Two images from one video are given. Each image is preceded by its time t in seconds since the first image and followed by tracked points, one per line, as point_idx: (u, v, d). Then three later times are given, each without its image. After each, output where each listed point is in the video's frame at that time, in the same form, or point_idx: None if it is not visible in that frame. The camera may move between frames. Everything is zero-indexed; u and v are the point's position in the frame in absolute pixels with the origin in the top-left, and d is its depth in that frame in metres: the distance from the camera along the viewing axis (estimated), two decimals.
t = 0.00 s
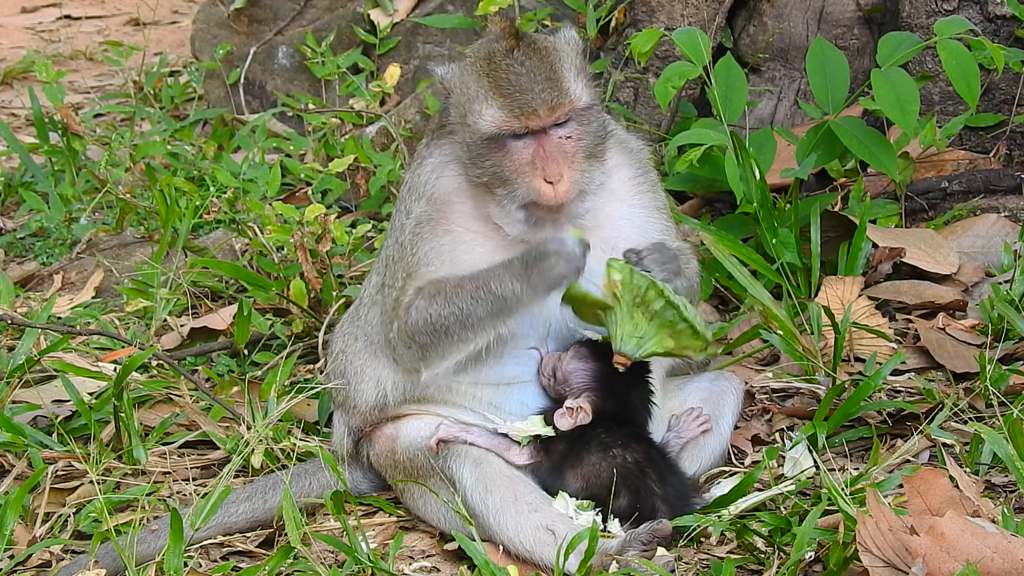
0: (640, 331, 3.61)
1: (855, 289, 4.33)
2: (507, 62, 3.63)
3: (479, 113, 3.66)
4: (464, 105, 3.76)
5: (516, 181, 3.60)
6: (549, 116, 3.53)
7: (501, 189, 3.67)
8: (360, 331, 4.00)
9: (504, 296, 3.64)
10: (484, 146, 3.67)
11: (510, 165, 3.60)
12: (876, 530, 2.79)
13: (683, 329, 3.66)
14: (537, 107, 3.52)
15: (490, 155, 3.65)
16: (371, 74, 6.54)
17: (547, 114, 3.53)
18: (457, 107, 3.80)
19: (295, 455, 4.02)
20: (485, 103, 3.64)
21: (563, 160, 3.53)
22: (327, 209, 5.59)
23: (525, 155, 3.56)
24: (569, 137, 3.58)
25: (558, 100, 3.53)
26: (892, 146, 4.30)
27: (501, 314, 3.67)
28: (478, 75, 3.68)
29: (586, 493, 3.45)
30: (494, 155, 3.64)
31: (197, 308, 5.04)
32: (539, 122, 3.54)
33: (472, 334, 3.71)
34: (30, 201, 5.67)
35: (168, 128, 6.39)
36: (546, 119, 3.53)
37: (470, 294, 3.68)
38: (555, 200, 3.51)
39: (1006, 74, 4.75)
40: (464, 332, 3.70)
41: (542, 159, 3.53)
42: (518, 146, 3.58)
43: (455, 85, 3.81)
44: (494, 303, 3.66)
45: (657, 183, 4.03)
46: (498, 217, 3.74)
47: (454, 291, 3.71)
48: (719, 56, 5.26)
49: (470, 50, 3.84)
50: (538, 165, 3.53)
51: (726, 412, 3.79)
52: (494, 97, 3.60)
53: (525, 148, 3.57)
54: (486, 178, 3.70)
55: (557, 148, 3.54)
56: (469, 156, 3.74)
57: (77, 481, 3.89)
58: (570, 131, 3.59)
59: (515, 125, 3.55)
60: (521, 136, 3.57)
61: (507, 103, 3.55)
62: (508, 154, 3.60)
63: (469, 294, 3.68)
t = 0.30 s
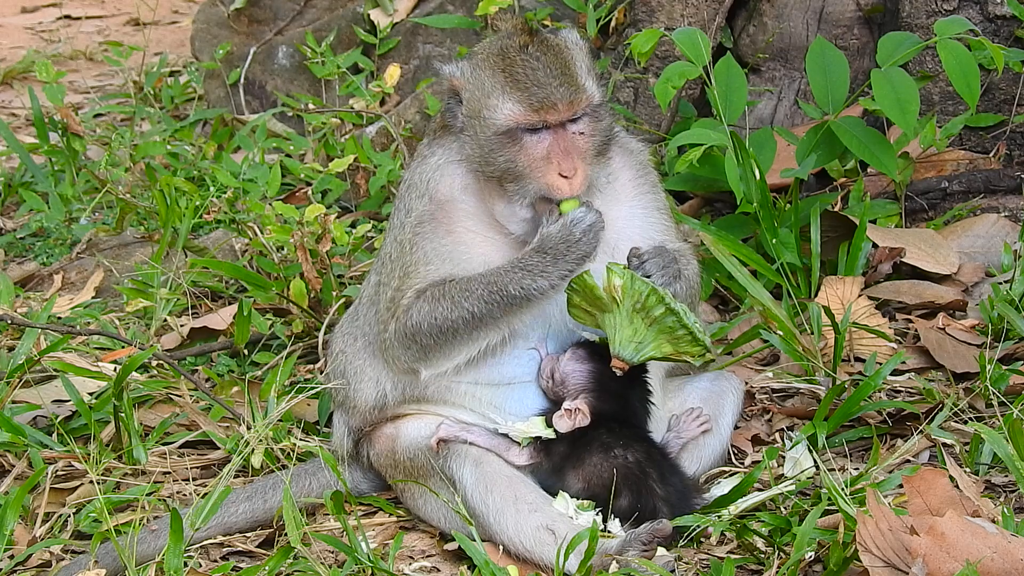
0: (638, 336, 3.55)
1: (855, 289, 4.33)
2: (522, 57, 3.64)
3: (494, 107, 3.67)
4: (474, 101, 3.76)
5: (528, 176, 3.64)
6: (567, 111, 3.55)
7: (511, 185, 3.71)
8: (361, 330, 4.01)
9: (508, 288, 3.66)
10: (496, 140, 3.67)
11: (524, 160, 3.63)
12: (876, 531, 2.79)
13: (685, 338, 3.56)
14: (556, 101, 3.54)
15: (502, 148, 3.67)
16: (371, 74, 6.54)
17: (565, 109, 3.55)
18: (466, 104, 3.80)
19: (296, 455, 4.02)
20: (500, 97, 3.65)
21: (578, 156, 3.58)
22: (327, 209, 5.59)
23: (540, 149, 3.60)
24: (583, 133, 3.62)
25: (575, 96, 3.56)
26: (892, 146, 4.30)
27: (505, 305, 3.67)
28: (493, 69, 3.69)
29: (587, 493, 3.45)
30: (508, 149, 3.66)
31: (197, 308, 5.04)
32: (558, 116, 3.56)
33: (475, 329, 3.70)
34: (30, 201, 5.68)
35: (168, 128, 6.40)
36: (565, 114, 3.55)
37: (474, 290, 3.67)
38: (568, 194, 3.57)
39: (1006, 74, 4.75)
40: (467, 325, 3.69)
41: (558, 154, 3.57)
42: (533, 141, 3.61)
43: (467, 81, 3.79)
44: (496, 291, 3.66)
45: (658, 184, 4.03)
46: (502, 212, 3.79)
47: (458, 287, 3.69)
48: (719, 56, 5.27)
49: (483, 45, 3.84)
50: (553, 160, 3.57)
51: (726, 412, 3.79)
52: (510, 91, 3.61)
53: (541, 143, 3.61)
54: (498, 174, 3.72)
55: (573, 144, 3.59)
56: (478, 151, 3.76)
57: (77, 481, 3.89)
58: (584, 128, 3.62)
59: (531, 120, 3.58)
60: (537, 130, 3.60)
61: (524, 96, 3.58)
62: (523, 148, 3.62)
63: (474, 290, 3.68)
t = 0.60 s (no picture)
0: (646, 346, 3.61)
1: (855, 289, 4.33)
2: (525, 59, 3.64)
3: (495, 107, 3.68)
4: (475, 100, 3.76)
5: (525, 178, 3.63)
6: (567, 115, 3.55)
7: (509, 185, 3.70)
8: (361, 330, 4.00)
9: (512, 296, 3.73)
10: (496, 140, 3.68)
11: (521, 161, 3.63)
12: (876, 531, 2.79)
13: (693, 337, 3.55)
14: (556, 105, 3.53)
15: (502, 149, 3.67)
16: (371, 74, 6.54)
17: (565, 113, 3.54)
18: (467, 102, 3.80)
19: (296, 455, 4.02)
20: (501, 98, 3.65)
21: (576, 162, 3.57)
22: (327, 210, 5.59)
23: (539, 152, 3.59)
24: (582, 138, 3.60)
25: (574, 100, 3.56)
26: (892, 146, 4.30)
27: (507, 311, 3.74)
28: (495, 70, 3.69)
29: (589, 494, 3.47)
30: (507, 149, 3.66)
31: (197, 308, 5.04)
32: (558, 119, 3.55)
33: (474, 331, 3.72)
34: (30, 201, 5.68)
35: (168, 128, 6.39)
36: (564, 118, 3.55)
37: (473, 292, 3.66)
38: (564, 200, 3.50)
39: (1006, 74, 4.75)
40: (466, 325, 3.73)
41: (556, 157, 3.55)
42: (531, 143, 3.60)
43: (469, 79, 3.80)
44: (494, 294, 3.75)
45: (659, 185, 4.02)
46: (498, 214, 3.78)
47: (465, 296, 3.75)
48: (719, 56, 5.27)
49: (486, 44, 3.83)
50: (551, 163, 3.56)
51: (727, 411, 3.78)
52: (511, 92, 3.61)
53: (539, 146, 3.60)
54: (497, 174, 3.72)
55: (571, 148, 3.58)
56: (478, 150, 3.75)
57: (77, 481, 3.89)
58: (583, 133, 3.61)
59: (531, 122, 3.58)
60: (536, 133, 3.60)
61: (526, 98, 3.57)
62: (521, 149, 3.62)
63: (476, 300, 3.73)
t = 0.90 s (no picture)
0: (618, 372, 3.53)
1: (855, 289, 4.33)
2: (516, 54, 3.64)
3: (485, 100, 3.68)
4: (470, 97, 3.77)
5: (512, 171, 3.62)
6: (555, 111, 3.55)
7: (499, 181, 3.68)
8: (362, 332, 4.01)
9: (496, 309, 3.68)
10: (485, 133, 3.68)
11: (509, 154, 3.62)
12: (877, 530, 2.79)
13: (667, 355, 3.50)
14: (544, 100, 3.54)
15: (493, 144, 3.66)
16: (371, 74, 6.54)
17: (553, 109, 3.55)
18: (462, 96, 3.81)
19: (296, 455, 4.02)
20: (491, 91, 3.65)
21: (564, 159, 3.55)
22: (327, 210, 5.59)
23: (527, 147, 3.58)
24: (571, 136, 3.61)
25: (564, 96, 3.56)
26: (892, 147, 4.30)
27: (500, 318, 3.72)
28: (487, 64, 3.69)
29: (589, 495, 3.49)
30: (496, 142, 3.65)
31: (197, 308, 5.04)
32: (546, 114, 3.56)
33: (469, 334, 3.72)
34: (30, 201, 5.68)
35: (168, 128, 6.39)
36: (553, 113, 3.55)
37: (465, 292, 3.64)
38: (549, 195, 3.49)
39: (1006, 74, 4.75)
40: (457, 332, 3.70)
41: (542, 154, 3.55)
42: (521, 138, 3.60)
43: (463, 73, 3.82)
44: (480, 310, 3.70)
45: (658, 185, 4.01)
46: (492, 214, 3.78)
47: (462, 302, 3.74)
48: (719, 56, 5.27)
49: (482, 40, 3.83)
50: (538, 159, 3.55)
51: (726, 411, 3.75)
52: (501, 85, 3.61)
53: (528, 140, 3.59)
54: (485, 168, 3.71)
55: (560, 145, 3.57)
56: (470, 144, 3.76)
57: (77, 481, 3.89)
58: (573, 130, 3.61)
59: (520, 116, 3.58)
60: (524, 127, 3.60)
61: (514, 92, 3.57)
62: (510, 144, 3.61)
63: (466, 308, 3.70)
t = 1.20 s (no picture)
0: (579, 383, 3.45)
1: (855, 289, 4.33)
2: (508, 49, 3.64)
3: (475, 95, 3.70)
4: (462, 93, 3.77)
5: (502, 167, 3.63)
6: (545, 108, 3.56)
7: (489, 176, 3.69)
8: (360, 331, 4.02)
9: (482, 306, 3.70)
10: (475, 128, 3.70)
11: (499, 150, 3.64)
12: (876, 531, 2.79)
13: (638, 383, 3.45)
14: (534, 96, 3.55)
15: (483, 139, 3.67)
16: (371, 74, 6.54)
17: (543, 105, 3.56)
18: (454, 90, 3.82)
19: (296, 455, 4.02)
20: (482, 86, 3.67)
21: (553, 156, 3.58)
22: (327, 210, 5.59)
23: (517, 143, 3.61)
24: (561, 132, 3.61)
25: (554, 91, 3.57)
26: (892, 147, 4.30)
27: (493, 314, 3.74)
28: (480, 58, 3.70)
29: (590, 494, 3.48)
30: (485, 138, 3.67)
31: (198, 308, 5.04)
32: (535, 111, 3.57)
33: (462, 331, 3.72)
34: (30, 201, 5.68)
35: (168, 128, 6.39)
36: (542, 110, 3.56)
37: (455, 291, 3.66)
38: (536, 190, 3.54)
39: (1006, 74, 4.75)
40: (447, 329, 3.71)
41: (533, 150, 3.57)
42: (511, 133, 3.62)
43: (455, 67, 3.83)
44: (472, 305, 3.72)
45: (653, 185, 4.00)
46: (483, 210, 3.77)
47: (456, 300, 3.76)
48: (719, 56, 5.27)
49: (476, 36, 3.84)
50: (527, 155, 3.58)
51: (725, 410, 3.76)
52: (491, 80, 3.63)
53: (518, 136, 3.61)
54: (474, 162, 3.72)
55: (549, 141, 3.59)
56: (461, 140, 3.77)
57: (77, 481, 3.89)
58: (564, 126, 3.61)
59: (509, 111, 3.59)
60: (515, 123, 3.61)
61: (504, 87, 3.59)
62: (500, 139, 3.63)
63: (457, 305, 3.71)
